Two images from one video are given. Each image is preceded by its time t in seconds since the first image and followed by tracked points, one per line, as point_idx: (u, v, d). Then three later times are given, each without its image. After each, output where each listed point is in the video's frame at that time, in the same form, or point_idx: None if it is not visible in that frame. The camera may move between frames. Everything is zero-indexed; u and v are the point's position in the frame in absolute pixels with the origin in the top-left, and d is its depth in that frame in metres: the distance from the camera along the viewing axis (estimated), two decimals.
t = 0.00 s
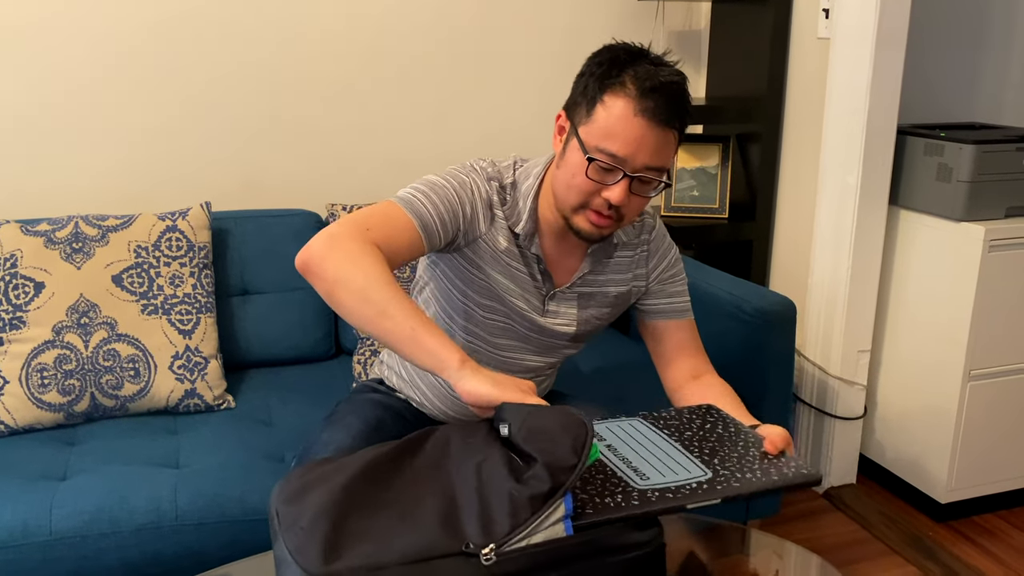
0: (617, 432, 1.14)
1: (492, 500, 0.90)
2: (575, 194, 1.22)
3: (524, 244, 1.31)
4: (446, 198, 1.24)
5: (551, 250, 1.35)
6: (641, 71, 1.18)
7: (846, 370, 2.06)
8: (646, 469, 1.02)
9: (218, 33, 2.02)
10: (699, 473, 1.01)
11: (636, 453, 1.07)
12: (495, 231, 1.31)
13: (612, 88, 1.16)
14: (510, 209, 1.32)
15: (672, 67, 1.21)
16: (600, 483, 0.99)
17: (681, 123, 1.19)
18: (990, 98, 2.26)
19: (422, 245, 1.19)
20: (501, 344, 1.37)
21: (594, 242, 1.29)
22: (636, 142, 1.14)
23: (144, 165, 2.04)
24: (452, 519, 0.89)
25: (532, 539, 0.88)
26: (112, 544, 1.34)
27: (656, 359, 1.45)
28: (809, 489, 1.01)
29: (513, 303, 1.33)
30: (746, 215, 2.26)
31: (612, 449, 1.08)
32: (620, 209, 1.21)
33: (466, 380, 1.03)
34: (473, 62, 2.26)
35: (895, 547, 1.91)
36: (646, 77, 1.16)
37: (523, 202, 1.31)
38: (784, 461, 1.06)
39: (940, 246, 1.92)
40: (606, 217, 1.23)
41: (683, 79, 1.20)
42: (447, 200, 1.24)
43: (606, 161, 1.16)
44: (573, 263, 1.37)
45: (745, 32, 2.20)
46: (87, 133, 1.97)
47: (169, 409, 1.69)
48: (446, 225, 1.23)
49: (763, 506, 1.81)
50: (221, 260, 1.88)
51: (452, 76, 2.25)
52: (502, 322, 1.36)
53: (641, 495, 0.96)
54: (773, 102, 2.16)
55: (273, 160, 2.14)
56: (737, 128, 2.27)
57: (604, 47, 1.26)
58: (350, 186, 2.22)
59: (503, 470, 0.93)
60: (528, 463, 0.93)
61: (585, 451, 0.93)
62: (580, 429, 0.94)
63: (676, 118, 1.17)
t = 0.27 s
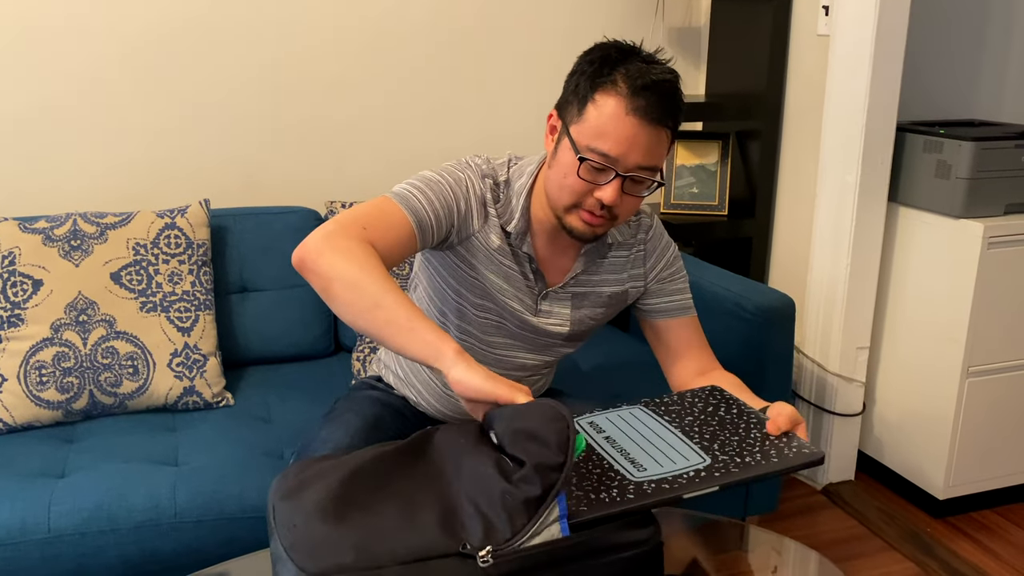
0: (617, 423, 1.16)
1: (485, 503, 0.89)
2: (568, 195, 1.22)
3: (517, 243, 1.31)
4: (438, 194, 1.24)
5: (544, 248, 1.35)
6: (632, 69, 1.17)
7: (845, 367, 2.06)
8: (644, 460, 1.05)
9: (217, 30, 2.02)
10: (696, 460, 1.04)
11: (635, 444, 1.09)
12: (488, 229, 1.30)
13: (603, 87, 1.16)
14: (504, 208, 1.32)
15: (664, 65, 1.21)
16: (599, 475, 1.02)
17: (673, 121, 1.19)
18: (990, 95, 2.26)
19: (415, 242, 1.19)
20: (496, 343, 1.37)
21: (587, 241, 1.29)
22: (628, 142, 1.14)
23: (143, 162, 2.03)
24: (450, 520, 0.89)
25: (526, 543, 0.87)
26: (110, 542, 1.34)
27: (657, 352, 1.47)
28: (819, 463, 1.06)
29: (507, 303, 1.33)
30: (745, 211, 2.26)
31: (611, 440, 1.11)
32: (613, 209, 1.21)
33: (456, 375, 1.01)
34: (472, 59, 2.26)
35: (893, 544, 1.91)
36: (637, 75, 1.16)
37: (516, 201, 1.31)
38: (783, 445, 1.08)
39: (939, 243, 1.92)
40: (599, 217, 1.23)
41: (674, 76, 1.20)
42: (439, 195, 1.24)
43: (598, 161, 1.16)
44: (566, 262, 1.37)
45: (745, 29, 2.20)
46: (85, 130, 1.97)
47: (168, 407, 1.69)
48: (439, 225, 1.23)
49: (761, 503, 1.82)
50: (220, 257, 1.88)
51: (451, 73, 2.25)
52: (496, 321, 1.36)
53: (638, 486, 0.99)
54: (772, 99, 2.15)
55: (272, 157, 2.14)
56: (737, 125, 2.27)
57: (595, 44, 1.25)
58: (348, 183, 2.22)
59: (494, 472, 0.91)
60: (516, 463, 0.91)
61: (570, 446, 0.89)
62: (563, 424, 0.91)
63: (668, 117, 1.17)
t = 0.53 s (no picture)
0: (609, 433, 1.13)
1: (493, 496, 0.90)
2: (568, 193, 1.21)
3: (518, 245, 1.31)
4: (442, 202, 1.23)
5: (545, 249, 1.34)
6: (630, 66, 1.17)
7: (845, 365, 2.06)
8: (628, 476, 1.01)
9: (216, 28, 2.01)
10: (679, 482, 0.99)
11: (623, 456, 1.06)
12: (490, 233, 1.30)
13: (602, 84, 1.16)
14: (503, 209, 1.32)
15: (661, 62, 1.21)
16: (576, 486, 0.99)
17: (672, 118, 1.19)
18: (990, 92, 2.26)
19: (422, 258, 1.19)
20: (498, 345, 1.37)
21: (587, 240, 1.28)
22: (628, 138, 1.14)
23: (142, 161, 2.03)
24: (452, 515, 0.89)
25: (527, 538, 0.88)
26: (110, 540, 1.34)
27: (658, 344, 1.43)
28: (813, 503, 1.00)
29: (510, 306, 1.33)
30: (745, 209, 2.26)
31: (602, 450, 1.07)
32: (613, 207, 1.21)
33: (470, 398, 1.02)
34: (471, 57, 2.26)
35: (892, 542, 1.91)
36: (636, 72, 1.16)
37: (515, 202, 1.31)
38: (777, 477, 1.02)
39: (938, 241, 1.92)
40: (599, 215, 1.22)
41: (672, 73, 1.20)
42: (443, 205, 1.23)
43: (598, 159, 1.16)
44: (566, 263, 1.36)
45: (744, 27, 2.20)
46: (84, 129, 1.97)
47: (168, 405, 1.69)
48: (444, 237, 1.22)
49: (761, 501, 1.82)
50: (220, 255, 1.88)
51: (451, 71, 2.24)
52: (500, 325, 1.35)
53: (611, 502, 0.95)
54: (772, 97, 2.15)
55: (271, 155, 2.14)
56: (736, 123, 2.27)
57: (592, 43, 1.25)
58: (348, 181, 2.22)
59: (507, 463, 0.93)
60: (533, 458, 0.93)
61: (592, 451, 0.93)
62: (585, 430, 0.94)
63: (667, 113, 1.17)
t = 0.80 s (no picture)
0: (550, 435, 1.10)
1: (494, 494, 0.90)
2: (568, 198, 1.21)
3: (518, 246, 1.31)
4: (441, 206, 1.23)
5: (545, 252, 1.34)
6: (632, 70, 1.17)
7: (845, 364, 2.07)
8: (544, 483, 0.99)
9: (216, 28, 2.01)
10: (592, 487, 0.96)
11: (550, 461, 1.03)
12: (490, 235, 1.30)
13: (604, 89, 1.16)
14: (503, 212, 1.32)
15: (663, 66, 1.21)
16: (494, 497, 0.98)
17: (675, 123, 1.19)
18: (989, 90, 2.26)
19: (422, 259, 1.18)
20: (497, 349, 1.37)
21: (588, 244, 1.28)
22: (629, 143, 1.14)
23: (142, 160, 2.03)
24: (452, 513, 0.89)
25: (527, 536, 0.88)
26: (111, 540, 1.34)
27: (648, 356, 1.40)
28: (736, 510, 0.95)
29: (509, 308, 1.33)
30: (745, 208, 2.26)
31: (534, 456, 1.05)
32: (614, 211, 1.21)
33: (470, 397, 1.02)
34: (471, 56, 2.26)
35: (893, 540, 1.92)
36: (638, 77, 1.16)
37: (515, 205, 1.31)
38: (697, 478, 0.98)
39: (938, 239, 1.92)
40: (600, 220, 1.22)
41: (675, 77, 1.20)
42: (442, 208, 1.23)
43: (599, 164, 1.16)
44: (566, 266, 1.36)
45: (744, 25, 2.20)
46: (84, 128, 1.97)
47: (168, 405, 1.69)
48: (443, 240, 1.22)
49: (762, 500, 1.82)
50: (220, 255, 1.88)
51: (450, 70, 2.24)
52: (499, 327, 1.35)
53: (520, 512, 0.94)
54: (771, 95, 2.15)
55: (271, 154, 2.13)
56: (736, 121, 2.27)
57: (594, 46, 1.25)
58: (348, 180, 2.22)
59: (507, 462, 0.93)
60: (534, 458, 0.93)
61: (593, 450, 0.93)
62: (586, 430, 0.94)
63: (669, 118, 1.17)
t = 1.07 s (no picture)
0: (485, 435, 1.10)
1: (489, 493, 0.91)
2: (561, 197, 1.21)
3: (510, 245, 1.31)
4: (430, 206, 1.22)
5: (539, 251, 1.34)
6: (624, 68, 1.17)
7: (845, 364, 2.07)
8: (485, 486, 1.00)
9: (216, 28, 2.01)
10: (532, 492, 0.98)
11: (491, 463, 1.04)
12: (482, 235, 1.30)
13: (595, 87, 1.16)
14: (495, 211, 1.32)
15: (655, 62, 1.20)
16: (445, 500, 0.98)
17: (667, 120, 1.18)
18: (989, 90, 2.26)
19: (415, 262, 1.18)
20: (491, 347, 1.36)
21: (582, 241, 1.28)
22: (621, 142, 1.14)
23: (143, 160, 2.03)
24: (447, 512, 0.90)
25: (523, 535, 0.89)
26: (112, 540, 1.34)
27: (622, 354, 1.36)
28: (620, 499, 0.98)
29: (503, 307, 1.33)
30: (745, 208, 2.26)
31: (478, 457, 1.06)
32: (607, 209, 1.21)
33: (466, 400, 1.04)
34: (471, 56, 2.26)
35: (893, 540, 1.92)
36: (629, 74, 1.16)
37: (507, 203, 1.31)
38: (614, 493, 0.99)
39: (938, 239, 1.93)
40: (593, 219, 1.22)
41: (666, 73, 1.20)
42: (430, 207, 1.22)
43: (592, 163, 1.16)
44: (560, 263, 1.36)
45: (744, 25, 2.20)
46: (84, 130, 1.97)
47: (169, 405, 1.69)
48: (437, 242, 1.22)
49: (762, 499, 1.82)
50: (221, 255, 1.88)
51: (450, 70, 2.24)
52: (493, 326, 1.35)
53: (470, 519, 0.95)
54: (771, 95, 2.15)
55: (271, 154, 2.13)
56: (736, 121, 2.27)
57: (584, 43, 1.25)
58: (348, 181, 2.22)
59: (501, 460, 0.94)
60: (528, 456, 0.94)
61: (587, 448, 0.95)
62: (579, 427, 0.96)
63: (662, 115, 1.17)
